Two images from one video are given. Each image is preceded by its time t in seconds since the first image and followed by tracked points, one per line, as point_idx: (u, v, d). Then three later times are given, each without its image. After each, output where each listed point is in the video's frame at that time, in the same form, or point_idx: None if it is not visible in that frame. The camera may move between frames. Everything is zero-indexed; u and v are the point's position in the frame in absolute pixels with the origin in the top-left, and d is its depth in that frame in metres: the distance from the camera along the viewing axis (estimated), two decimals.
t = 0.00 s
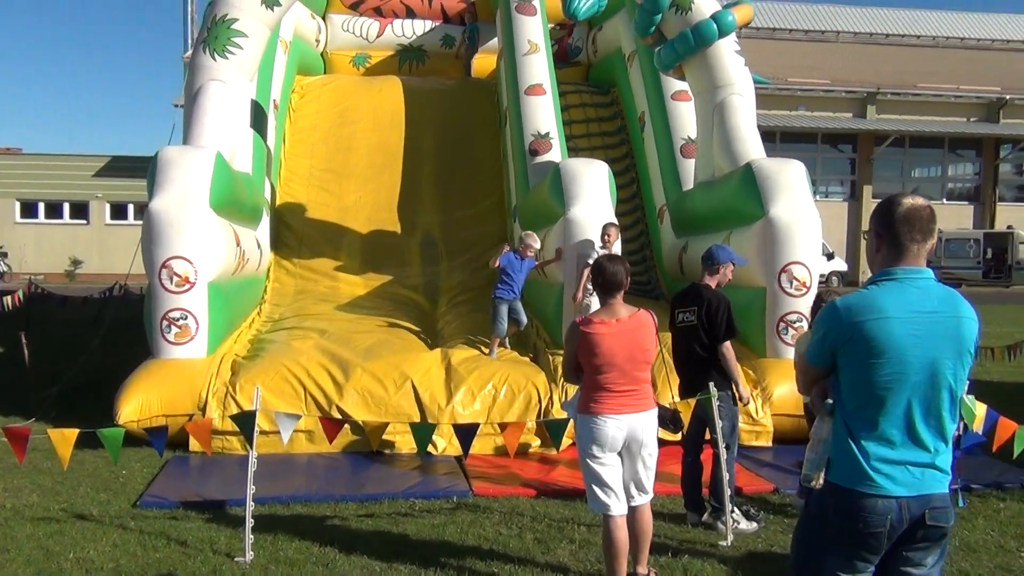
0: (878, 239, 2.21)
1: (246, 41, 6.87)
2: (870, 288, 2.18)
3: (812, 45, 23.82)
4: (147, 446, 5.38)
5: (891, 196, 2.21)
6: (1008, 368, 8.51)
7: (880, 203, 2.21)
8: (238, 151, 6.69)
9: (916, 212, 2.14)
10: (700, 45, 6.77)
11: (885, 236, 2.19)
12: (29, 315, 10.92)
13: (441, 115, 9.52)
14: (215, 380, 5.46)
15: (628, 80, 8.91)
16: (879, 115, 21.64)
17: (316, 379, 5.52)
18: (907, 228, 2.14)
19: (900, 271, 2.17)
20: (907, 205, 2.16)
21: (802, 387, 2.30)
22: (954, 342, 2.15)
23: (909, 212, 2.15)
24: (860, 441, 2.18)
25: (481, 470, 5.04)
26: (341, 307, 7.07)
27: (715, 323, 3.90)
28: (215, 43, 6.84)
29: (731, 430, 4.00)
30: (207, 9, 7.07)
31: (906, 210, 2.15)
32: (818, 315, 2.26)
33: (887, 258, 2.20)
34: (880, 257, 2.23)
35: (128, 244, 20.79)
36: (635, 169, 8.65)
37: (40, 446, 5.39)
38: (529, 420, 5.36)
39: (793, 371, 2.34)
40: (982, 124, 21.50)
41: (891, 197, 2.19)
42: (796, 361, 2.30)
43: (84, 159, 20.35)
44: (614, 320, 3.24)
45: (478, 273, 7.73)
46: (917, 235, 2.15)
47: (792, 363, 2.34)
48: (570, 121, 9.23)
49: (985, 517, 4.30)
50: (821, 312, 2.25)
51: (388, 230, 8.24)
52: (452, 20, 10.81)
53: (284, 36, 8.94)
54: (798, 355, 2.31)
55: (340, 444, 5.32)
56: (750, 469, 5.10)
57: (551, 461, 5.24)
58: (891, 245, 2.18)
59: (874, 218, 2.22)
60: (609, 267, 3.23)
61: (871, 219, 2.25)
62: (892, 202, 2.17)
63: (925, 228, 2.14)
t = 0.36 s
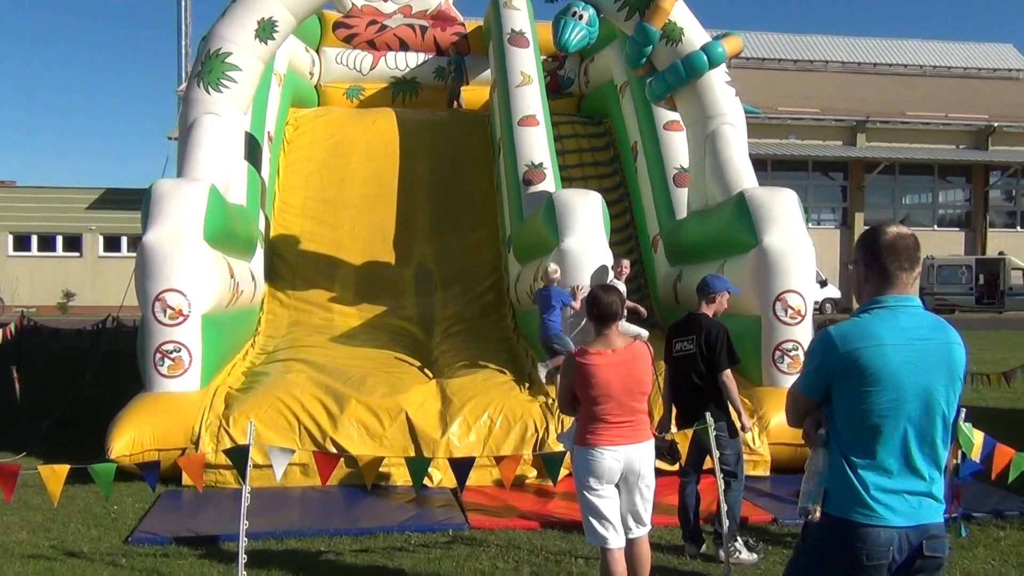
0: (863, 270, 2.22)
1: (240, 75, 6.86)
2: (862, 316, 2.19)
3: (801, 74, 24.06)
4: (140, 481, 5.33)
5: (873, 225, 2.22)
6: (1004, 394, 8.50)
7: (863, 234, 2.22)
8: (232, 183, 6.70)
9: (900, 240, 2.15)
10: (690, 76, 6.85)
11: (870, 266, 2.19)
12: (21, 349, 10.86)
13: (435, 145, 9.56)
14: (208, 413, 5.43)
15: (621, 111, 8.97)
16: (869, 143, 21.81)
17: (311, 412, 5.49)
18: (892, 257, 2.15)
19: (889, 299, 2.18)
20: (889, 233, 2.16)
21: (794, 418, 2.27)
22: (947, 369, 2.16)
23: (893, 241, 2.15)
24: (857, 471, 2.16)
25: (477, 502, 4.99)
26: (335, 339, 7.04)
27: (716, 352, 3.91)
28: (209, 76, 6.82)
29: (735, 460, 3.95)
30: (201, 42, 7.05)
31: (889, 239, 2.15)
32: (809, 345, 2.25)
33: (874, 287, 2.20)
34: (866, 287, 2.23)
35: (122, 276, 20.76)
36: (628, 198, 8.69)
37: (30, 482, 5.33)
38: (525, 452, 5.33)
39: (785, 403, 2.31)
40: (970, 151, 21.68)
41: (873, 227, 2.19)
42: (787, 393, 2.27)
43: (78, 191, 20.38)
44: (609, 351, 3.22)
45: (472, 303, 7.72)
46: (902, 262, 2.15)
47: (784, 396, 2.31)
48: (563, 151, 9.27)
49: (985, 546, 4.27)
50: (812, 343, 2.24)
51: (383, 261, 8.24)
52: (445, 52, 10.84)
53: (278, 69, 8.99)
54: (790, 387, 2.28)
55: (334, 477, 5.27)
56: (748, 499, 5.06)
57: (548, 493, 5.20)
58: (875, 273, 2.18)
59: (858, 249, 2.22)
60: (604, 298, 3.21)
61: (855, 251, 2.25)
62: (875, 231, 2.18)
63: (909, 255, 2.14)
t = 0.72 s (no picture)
0: (833, 286, 2.20)
1: (247, 93, 6.90)
2: (846, 331, 2.17)
3: (806, 89, 24.09)
4: (145, 498, 5.32)
5: (837, 240, 2.23)
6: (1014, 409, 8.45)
7: (829, 250, 2.22)
8: (238, 199, 6.71)
9: (871, 251, 2.16)
10: (696, 91, 6.86)
11: (843, 282, 2.18)
12: (28, 366, 10.89)
13: (442, 161, 9.60)
14: (214, 431, 5.42)
15: (626, 127, 8.98)
16: (875, 157, 21.80)
17: (316, 428, 5.47)
18: (866, 269, 2.15)
19: (864, 315, 2.17)
20: (859, 244, 2.17)
21: (774, 434, 2.23)
22: (928, 383, 2.17)
23: (864, 252, 2.16)
24: (839, 488, 2.15)
25: (484, 519, 4.96)
26: (341, 355, 7.04)
27: (742, 368, 3.90)
28: (216, 94, 6.85)
29: (755, 477, 3.94)
30: (209, 60, 7.07)
31: (859, 250, 2.16)
32: (789, 359, 2.21)
33: (848, 304, 2.19)
34: (838, 304, 2.22)
35: (128, 293, 20.81)
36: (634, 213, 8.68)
37: (36, 500, 5.32)
38: (531, 468, 5.30)
39: (762, 418, 2.27)
40: (976, 165, 21.65)
41: (839, 241, 2.20)
42: (767, 409, 2.23)
43: (85, 209, 20.48)
44: (616, 366, 3.21)
45: (479, 319, 7.72)
46: (876, 274, 2.15)
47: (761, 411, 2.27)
48: (569, 166, 9.27)
49: (997, 562, 4.23)
50: (793, 357, 2.20)
51: (388, 277, 8.24)
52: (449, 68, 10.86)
53: (285, 87, 9.03)
54: (769, 402, 2.24)
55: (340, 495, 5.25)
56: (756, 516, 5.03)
57: (554, 510, 5.18)
58: (851, 289, 2.17)
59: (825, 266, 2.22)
60: (611, 314, 3.20)
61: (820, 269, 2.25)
62: (842, 245, 2.19)
63: (880, 265, 2.15)
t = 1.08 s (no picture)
0: (798, 303, 2.22)
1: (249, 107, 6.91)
2: (818, 348, 2.18)
3: (806, 101, 24.16)
4: (147, 512, 5.30)
5: (795, 256, 2.25)
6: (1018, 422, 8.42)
7: (790, 267, 2.24)
8: (240, 212, 6.72)
9: (835, 265, 2.19)
10: (697, 104, 6.88)
11: (810, 299, 2.19)
12: (30, 380, 10.88)
13: (444, 174, 9.62)
14: (216, 444, 5.40)
15: (628, 140, 9.00)
16: (876, 170, 21.81)
17: (318, 442, 5.46)
18: (831, 283, 2.17)
19: (829, 331, 2.18)
20: (821, 258, 2.20)
21: (745, 454, 2.22)
22: (892, 397, 2.22)
23: (828, 267, 2.19)
24: (811, 506, 2.18)
25: (487, 533, 4.94)
26: (343, 369, 7.03)
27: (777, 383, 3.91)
28: (218, 107, 6.87)
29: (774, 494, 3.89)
30: (212, 74, 7.09)
31: (823, 264, 2.18)
32: (760, 377, 2.20)
33: (816, 321, 2.20)
34: (805, 321, 2.22)
35: (131, 307, 20.82)
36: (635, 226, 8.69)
37: (38, 514, 5.31)
38: (533, 481, 5.28)
39: (730, 436, 2.25)
40: (978, 177, 21.66)
41: (802, 258, 2.22)
42: (738, 428, 2.21)
43: (88, 223, 20.51)
44: (619, 379, 3.20)
45: (481, 332, 7.71)
46: (842, 287, 2.18)
47: (729, 431, 2.24)
48: (570, 179, 9.28)
49: None
50: (763, 375, 2.19)
51: (390, 290, 8.24)
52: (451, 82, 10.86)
53: (287, 100, 9.05)
54: (739, 420, 2.22)
55: (341, 509, 5.23)
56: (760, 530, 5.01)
57: (557, 523, 5.16)
58: (819, 305, 2.19)
59: (788, 284, 2.23)
60: (615, 326, 3.20)
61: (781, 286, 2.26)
62: (806, 260, 2.21)
63: (844, 279, 2.19)
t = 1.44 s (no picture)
0: (780, 316, 2.23)
1: (249, 119, 6.92)
2: (808, 363, 2.18)
3: (805, 113, 24.24)
4: (146, 526, 5.28)
5: (772, 271, 2.27)
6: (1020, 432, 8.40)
7: (768, 281, 2.25)
8: (240, 225, 6.73)
9: (816, 280, 2.23)
10: (695, 116, 6.90)
11: (793, 312, 2.21)
12: (31, 393, 10.87)
13: (444, 185, 9.64)
14: (215, 457, 5.39)
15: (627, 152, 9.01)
16: (875, 180, 21.86)
17: (318, 455, 5.45)
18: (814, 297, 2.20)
19: (811, 346, 2.21)
20: (798, 273, 2.24)
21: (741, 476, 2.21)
22: (875, 405, 2.26)
23: (808, 282, 2.22)
24: (809, 523, 2.20)
25: (487, 546, 4.93)
26: (343, 381, 7.02)
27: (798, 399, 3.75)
28: (218, 120, 6.88)
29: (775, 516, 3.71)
30: (212, 86, 7.11)
31: (802, 277, 2.22)
32: (750, 397, 2.18)
33: (798, 335, 2.22)
34: (787, 336, 2.23)
35: (131, 319, 20.82)
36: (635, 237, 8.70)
37: (37, 527, 5.29)
38: (534, 493, 5.26)
39: (721, 458, 2.22)
40: (977, 188, 21.69)
41: (779, 272, 2.25)
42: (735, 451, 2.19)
43: (89, 235, 20.53)
44: (621, 391, 3.20)
45: (481, 344, 7.71)
46: (823, 302, 2.22)
47: (721, 453, 2.22)
48: (570, 190, 9.30)
49: None
50: (755, 395, 2.17)
51: (391, 301, 8.25)
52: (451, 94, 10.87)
53: (287, 113, 9.08)
54: (731, 442, 2.20)
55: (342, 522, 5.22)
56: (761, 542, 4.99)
57: (558, 536, 5.14)
58: (802, 318, 2.21)
59: (768, 298, 2.24)
60: (618, 338, 3.21)
61: (758, 301, 2.27)
62: (785, 275, 2.24)
63: (822, 291, 2.22)
